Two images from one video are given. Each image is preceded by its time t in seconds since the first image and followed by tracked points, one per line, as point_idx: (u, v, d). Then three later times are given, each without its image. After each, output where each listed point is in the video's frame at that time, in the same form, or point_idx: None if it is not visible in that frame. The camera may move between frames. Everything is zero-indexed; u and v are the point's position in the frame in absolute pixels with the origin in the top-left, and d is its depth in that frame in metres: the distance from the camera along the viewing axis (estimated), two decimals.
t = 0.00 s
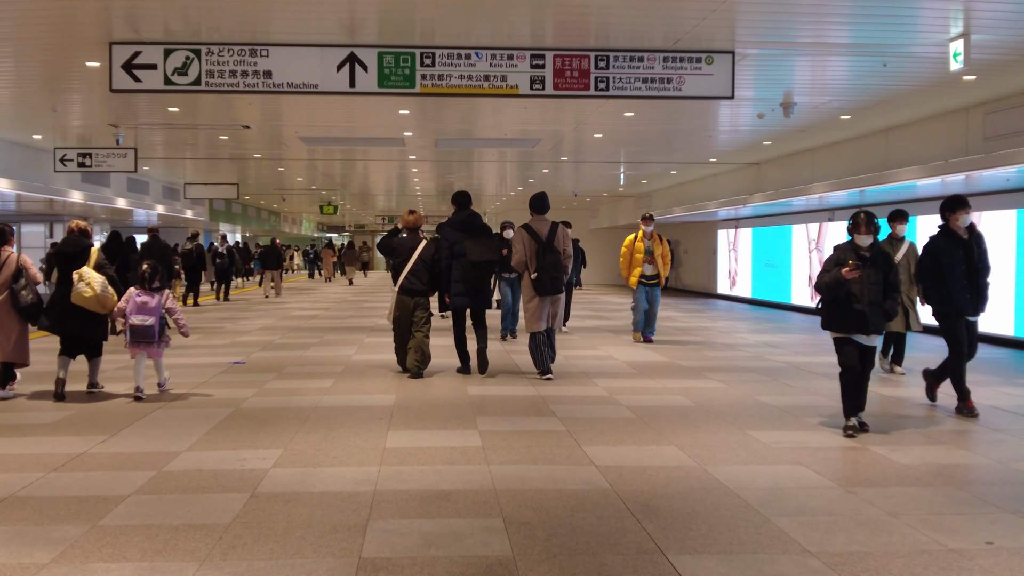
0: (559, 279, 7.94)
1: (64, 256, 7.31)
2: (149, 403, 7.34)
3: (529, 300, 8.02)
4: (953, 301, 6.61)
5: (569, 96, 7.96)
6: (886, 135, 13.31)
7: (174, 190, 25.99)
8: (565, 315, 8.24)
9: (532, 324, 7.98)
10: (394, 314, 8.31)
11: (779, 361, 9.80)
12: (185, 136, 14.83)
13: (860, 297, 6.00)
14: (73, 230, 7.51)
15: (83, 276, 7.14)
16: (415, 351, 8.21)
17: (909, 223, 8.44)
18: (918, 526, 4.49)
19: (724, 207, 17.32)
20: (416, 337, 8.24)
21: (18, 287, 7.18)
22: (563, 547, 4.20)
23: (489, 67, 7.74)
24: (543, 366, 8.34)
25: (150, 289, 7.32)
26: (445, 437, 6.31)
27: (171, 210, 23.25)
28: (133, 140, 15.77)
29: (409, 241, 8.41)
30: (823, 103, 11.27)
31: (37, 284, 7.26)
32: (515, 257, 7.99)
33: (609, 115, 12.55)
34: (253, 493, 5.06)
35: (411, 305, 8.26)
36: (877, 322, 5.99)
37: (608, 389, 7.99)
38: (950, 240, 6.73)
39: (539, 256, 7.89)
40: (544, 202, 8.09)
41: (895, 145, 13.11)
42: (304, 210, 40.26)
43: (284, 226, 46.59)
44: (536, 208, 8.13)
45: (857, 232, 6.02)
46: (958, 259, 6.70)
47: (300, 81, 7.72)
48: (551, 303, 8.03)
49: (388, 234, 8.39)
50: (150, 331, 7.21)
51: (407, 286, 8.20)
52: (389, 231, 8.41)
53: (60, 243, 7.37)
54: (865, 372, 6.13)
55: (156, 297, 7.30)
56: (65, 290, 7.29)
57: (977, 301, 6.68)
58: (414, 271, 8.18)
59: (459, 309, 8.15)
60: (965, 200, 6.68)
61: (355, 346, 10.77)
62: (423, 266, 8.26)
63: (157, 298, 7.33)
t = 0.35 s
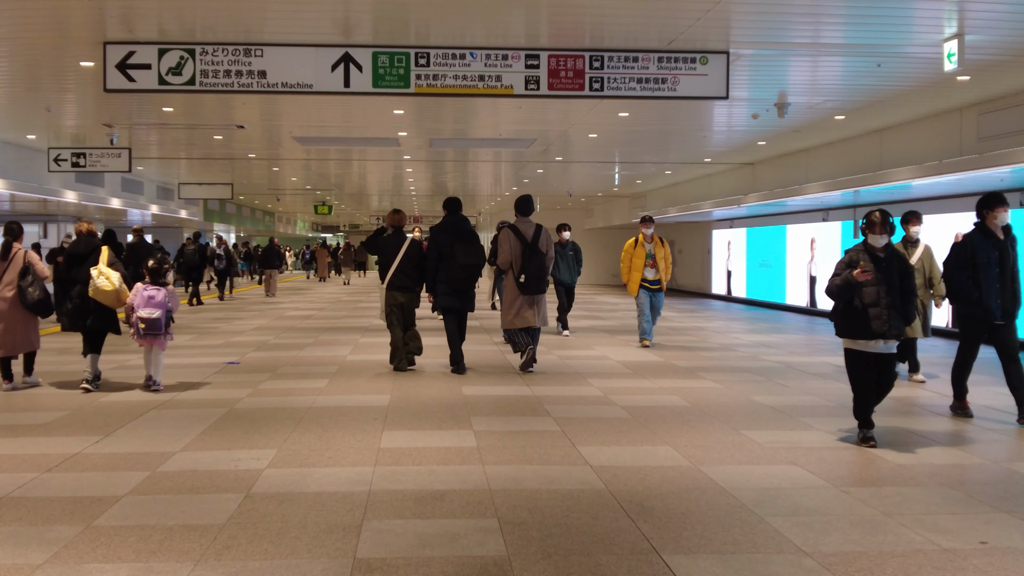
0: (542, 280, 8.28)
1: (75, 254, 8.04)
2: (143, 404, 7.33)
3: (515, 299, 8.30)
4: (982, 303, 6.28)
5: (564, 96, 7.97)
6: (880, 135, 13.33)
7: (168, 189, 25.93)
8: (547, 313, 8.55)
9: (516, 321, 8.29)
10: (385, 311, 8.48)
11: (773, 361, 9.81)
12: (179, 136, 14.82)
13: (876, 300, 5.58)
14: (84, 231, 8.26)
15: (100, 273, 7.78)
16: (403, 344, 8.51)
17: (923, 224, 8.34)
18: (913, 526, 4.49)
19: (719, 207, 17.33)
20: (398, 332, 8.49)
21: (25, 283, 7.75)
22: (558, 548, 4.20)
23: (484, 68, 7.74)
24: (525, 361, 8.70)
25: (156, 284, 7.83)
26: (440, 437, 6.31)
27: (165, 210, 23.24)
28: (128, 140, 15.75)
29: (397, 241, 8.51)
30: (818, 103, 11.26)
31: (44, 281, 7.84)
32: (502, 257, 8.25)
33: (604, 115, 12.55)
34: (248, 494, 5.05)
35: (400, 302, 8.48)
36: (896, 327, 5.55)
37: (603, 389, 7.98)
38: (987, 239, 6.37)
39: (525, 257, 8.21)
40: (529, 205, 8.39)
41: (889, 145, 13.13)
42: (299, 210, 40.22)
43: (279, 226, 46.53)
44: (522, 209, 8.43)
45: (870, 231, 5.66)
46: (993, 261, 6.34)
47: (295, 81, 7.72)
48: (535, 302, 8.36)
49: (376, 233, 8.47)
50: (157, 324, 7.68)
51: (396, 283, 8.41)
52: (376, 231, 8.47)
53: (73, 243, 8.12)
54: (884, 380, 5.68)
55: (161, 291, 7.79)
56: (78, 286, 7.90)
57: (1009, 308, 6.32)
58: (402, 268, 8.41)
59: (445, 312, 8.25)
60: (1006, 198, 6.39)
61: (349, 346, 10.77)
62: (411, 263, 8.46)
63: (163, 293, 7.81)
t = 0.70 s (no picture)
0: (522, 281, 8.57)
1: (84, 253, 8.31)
2: (139, 404, 7.32)
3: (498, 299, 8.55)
4: None
5: (558, 96, 7.97)
6: (875, 136, 13.34)
7: (163, 189, 25.89)
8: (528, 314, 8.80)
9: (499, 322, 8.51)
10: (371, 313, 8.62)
11: (768, 361, 9.82)
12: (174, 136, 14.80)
13: (907, 308, 5.45)
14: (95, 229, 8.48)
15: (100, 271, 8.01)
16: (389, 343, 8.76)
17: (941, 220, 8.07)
18: (907, 526, 4.50)
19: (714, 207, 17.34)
20: (384, 333, 8.72)
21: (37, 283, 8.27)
22: (553, 548, 4.19)
23: (479, 68, 7.74)
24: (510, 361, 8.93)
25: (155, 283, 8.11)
26: (434, 438, 6.31)
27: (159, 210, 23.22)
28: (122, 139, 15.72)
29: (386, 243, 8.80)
30: (812, 103, 11.27)
31: (54, 281, 8.34)
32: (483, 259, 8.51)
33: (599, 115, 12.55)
34: (243, 494, 5.05)
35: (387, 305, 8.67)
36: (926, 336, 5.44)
37: (598, 390, 7.99)
38: None
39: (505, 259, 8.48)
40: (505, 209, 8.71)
41: (883, 146, 13.14)
42: (293, 210, 40.19)
43: (274, 226, 46.50)
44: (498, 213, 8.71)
45: (906, 235, 5.41)
46: None
47: (289, 81, 7.72)
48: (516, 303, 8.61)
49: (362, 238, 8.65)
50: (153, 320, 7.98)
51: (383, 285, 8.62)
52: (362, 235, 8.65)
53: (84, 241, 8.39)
54: (910, 389, 5.53)
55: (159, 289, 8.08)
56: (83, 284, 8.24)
57: None
58: (389, 271, 8.59)
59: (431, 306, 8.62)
60: None
61: (344, 346, 10.77)
62: (399, 268, 8.67)
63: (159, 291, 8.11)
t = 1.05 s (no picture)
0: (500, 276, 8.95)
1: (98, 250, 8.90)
2: (134, 405, 7.31)
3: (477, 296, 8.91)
4: None
5: (554, 96, 7.98)
6: (870, 136, 13.35)
7: (157, 190, 25.85)
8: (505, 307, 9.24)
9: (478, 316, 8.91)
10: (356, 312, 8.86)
11: (763, 361, 9.83)
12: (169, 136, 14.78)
13: (936, 307, 5.11)
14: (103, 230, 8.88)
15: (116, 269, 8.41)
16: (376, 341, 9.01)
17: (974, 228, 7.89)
18: (902, 526, 4.50)
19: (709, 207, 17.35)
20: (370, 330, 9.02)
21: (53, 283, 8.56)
22: (549, 548, 4.20)
23: (474, 68, 7.75)
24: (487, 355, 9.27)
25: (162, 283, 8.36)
26: (430, 438, 6.31)
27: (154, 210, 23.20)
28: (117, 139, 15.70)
29: (370, 245, 8.98)
30: (807, 103, 11.27)
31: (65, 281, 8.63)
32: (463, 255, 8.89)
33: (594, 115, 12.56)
34: (238, 495, 5.04)
35: (372, 303, 8.92)
36: (955, 338, 5.10)
37: (594, 389, 8.00)
38: None
39: (484, 255, 8.85)
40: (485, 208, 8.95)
41: (879, 146, 13.15)
42: (288, 210, 40.17)
43: (270, 226, 46.46)
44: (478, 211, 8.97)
45: (935, 230, 5.03)
46: None
47: (284, 81, 7.72)
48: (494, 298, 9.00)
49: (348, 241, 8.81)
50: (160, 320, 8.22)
51: (370, 285, 8.87)
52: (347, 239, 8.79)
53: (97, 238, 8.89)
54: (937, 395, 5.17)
55: (164, 290, 8.33)
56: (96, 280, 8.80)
57: None
58: (375, 272, 8.85)
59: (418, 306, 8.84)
60: None
61: (340, 346, 10.77)
62: (383, 267, 8.92)
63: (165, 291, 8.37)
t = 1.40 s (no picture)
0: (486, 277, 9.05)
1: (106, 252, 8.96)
2: (130, 405, 7.30)
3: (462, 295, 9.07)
4: None
5: (550, 96, 7.99)
6: (866, 136, 13.36)
7: (153, 190, 25.81)
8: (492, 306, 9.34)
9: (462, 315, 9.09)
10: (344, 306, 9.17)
11: (760, 361, 9.83)
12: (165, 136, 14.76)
13: (971, 312, 4.79)
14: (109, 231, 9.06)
15: (122, 271, 8.67)
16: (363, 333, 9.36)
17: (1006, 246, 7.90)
18: (898, 525, 4.51)
19: (705, 207, 17.35)
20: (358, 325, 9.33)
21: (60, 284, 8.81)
22: (545, 548, 4.20)
23: (470, 68, 7.75)
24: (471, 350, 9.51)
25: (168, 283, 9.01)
26: (426, 438, 6.31)
27: (150, 210, 23.17)
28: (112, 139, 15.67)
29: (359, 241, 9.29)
30: (803, 103, 11.28)
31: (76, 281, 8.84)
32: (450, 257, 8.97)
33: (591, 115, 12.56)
34: (234, 495, 5.04)
35: (359, 299, 9.22)
36: (993, 344, 4.79)
37: (590, 389, 7.99)
38: None
39: (470, 257, 8.92)
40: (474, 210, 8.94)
41: (874, 146, 13.16)
42: (284, 210, 40.14)
43: (265, 226, 46.43)
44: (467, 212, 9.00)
45: (967, 231, 4.77)
46: None
47: (280, 80, 7.72)
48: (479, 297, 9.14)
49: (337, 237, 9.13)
50: (166, 318, 8.83)
51: (357, 281, 9.19)
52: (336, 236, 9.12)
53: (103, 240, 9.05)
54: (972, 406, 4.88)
55: (170, 290, 8.98)
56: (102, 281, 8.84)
57: None
58: (359, 268, 9.21)
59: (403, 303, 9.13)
60: None
61: (336, 347, 10.76)
62: (366, 263, 9.26)
63: (171, 291, 8.99)
